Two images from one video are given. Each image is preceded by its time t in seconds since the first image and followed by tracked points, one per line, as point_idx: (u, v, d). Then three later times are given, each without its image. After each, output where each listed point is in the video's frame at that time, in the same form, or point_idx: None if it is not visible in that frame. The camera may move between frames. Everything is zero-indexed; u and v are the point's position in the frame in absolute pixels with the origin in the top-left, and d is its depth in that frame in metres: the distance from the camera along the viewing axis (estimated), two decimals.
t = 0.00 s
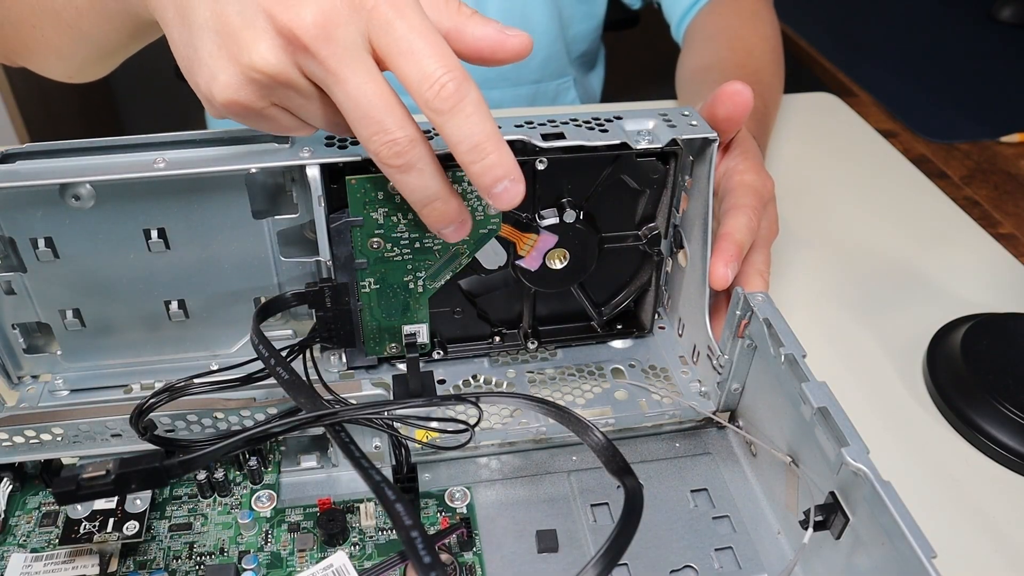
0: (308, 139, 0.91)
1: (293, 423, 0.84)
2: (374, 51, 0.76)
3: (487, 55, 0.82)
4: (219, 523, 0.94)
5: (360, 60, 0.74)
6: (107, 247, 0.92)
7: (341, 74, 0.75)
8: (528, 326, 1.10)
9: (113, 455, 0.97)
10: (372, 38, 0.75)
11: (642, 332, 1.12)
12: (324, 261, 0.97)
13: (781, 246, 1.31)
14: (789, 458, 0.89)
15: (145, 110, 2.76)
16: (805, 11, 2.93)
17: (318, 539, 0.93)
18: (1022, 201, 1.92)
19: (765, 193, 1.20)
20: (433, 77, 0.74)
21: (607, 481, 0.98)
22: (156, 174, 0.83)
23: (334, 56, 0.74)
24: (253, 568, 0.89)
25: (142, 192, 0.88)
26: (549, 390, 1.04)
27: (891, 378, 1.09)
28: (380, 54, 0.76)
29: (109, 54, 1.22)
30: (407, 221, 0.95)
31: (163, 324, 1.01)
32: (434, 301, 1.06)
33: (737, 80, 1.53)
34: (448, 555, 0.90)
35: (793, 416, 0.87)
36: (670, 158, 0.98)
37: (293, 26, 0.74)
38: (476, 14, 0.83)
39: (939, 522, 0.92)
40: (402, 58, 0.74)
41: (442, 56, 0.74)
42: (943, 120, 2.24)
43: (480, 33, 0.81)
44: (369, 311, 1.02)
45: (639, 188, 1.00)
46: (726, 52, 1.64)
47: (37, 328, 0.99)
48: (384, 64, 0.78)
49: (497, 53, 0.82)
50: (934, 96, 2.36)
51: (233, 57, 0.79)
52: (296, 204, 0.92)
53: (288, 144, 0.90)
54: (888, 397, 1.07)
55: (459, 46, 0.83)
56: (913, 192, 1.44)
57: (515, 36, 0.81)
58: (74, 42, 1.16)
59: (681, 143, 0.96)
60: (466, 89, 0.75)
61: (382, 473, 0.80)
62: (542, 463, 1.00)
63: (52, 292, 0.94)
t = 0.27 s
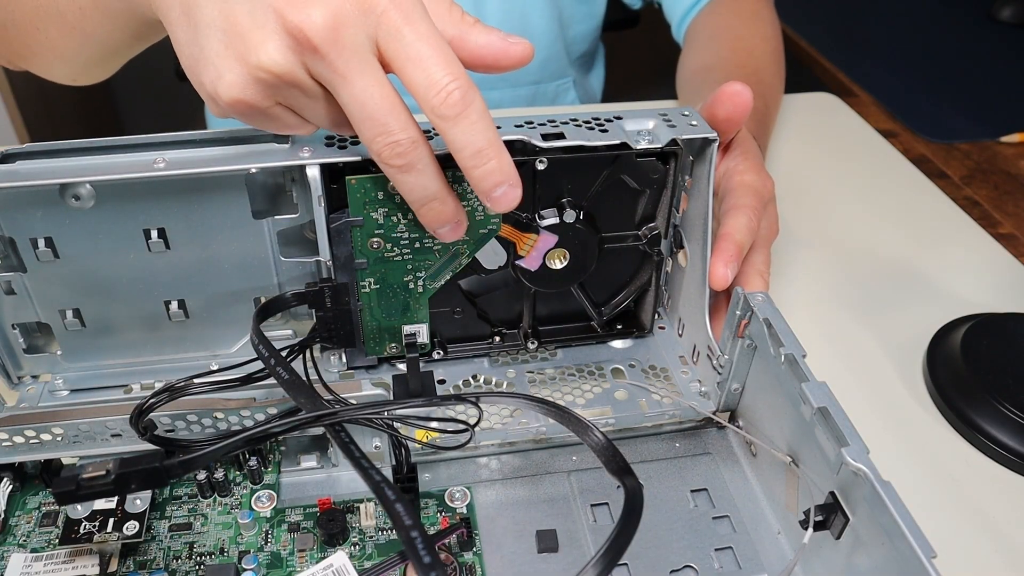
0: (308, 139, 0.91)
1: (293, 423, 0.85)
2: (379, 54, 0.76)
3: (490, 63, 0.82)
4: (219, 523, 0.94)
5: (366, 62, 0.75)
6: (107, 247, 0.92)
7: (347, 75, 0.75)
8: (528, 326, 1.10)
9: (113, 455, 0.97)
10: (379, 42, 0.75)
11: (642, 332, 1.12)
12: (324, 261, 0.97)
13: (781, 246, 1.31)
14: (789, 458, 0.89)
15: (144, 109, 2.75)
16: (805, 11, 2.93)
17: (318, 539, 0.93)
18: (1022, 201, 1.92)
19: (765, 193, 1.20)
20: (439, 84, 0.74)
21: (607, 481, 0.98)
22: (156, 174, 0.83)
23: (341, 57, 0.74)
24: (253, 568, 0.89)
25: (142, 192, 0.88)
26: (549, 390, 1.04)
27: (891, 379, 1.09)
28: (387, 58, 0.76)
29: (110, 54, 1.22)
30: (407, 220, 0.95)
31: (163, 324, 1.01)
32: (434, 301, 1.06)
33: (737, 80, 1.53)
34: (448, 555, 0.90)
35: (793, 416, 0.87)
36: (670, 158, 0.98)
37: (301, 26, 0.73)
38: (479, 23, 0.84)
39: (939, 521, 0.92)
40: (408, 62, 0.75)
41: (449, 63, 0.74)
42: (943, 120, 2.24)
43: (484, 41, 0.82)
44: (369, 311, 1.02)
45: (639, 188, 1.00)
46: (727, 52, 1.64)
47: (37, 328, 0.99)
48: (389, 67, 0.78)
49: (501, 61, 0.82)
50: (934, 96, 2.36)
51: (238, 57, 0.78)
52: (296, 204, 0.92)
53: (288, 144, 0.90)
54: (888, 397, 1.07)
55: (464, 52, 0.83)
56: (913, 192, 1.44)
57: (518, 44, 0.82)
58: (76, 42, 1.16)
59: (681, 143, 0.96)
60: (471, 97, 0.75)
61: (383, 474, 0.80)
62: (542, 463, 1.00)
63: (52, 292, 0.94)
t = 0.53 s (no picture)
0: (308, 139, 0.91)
1: (293, 423, 0.84)
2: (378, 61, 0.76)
3: (489, 68, 0.82)
4: (219, 523, 0.94)
5: (365, 69, 0.75)
6: (107, 247, 0.92)
7: (345, 83, 0.75)
8: (528, 326, 1.10)
9: (113, 455, 0.97)
10: (378, 49, 0.75)
11: (642, 332, 1.12)
12: (324, 261, 0.97)
13: (781, 246, 1.31)
14: (789, 458, 0.89)
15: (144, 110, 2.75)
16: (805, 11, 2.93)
17: (318, 539, 0.93)
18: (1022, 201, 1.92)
19: (765, 193, 1.20)
20: (439, 92, 0.74)
21: (607, 481, 0.98)
22: (156, 174, 0.83)
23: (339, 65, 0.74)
24: (253, 568, 0.89)
25: (142, 192, 0.88)
26: (549, 390, 1.04)
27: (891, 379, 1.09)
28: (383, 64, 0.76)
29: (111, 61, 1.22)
30: (407, 220, 0.95)
31: (163, 324, 1.01)
32: (434, 301, 1.06)
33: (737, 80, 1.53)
34: (448, 555, 0.90)
35: (793, 416, 0.87)
36: (670, 158, 0.98)
37: (299, 35, 0.73)
38: (477, 29, 0.84)
39: (939, 521, 0.92)
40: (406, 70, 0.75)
41: (449, 71, 0.74)
42: (943, 120, 2.24)
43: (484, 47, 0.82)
44: (369, 311, 1.02)
45: (639, 188, 1.00)
46: (727, 53, 1.64)
47: (37, 328, 0.99)
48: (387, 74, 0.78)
49: (500, 68, 0.82)
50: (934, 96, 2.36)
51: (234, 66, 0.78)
52: (296, 204, 0.92)
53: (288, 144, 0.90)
54: (889, 397, 1.07)
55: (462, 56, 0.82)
56: (913, 192, 1.44)
57: (517, 50, 0.81)
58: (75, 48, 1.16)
59: (681, 143, 0.96)
60: (471, 105, 0.75)
61: (382, 474, 0.80)
62: (542, 463, 1.00)
63: (52, 292, 0.94)
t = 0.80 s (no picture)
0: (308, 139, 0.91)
1: (293, 423, 0.84)
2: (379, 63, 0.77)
3: (489, 73, 0.83)
4: (219, 523, 0.94)
5: (366, 70, 0.75)
6: (107, 247, 0.92)
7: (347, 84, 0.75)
8: (528, 326, 1.10)
9: (113, 455, 0.97)
10: (379, 50, 0.75)
11: (642, 332, 1.12)
12: (324, 261, 0.97)
13: (781, 246, 1.31)
14: (789, 458, 0.89)
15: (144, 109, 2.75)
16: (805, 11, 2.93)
17: (318, 539, 0.93)
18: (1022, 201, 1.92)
19: (765, 193, 1.20)
20: (441, 93, 0.74)
21: (607, 481, 0.98)
22: (156, 174, 0.83)
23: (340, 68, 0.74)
24: (253, 568, 0.89)
25: (142, 192, 0.88)
26: (549, 390, 1.04)
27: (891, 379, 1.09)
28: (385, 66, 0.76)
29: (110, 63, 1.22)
30: (407, 220, 0.95)
31: (163, 324, 1.01)
32: (434, 301, 1.06)
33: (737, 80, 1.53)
34: (448, 555, 0.90)
35: (793, 416, 0.87)
36: (670, 158, 0.98)
37: (300, 36, 0.73)
38: (478, 33, 0.84)
39: (939, 521, 0.92)
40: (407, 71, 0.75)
41: (451, 72, 0.74)
42: (943, 120, 2.24)
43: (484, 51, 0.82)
44: (369, 311, 1.02)
45: (639, 188, 1.00)
46: (727, 53, 1.64)
47: (37, 328, 0.99)
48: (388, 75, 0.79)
49: (500, 72, 0.82)
50: (934, 96, 2.36)
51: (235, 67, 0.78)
52: (296, 204, 0.92)
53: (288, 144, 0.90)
54: (889, 398, 1.07)
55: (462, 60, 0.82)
56: (913, 192, 1.44)
57: (518, 54, 0.81)
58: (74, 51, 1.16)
59: (681, 143, 0.96)
60: (473, 106, 0.75)
61: (382, 474, 0.80)
62: (542, 464, 1.00)
63: (52, 292, 0.94)
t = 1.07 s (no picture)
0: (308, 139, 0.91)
1: (293, 423, 0.84)
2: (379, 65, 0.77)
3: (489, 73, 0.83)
4: (219, 523, 0.94)
5: (366, 70, 0.75)
6: (107, 247, 0.92)
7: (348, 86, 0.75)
8: (528, 326, 1.10)
9: (113, 455, 0.97)
10: (379, 50, 0.75)
11: (642, 332, 1.12)
12: (324, 261, 0.97)
13: (781, 246, 1.31)
14: (789, 458, 0.89)
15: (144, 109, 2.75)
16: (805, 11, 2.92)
17: (318, 539, 0.93)
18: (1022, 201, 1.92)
19: (765, 193, 1.20)
20: (442, 94, 0.74)
21: (607, 481, 0.98)
22: (156, 174, 0.83)
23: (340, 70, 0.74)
24: (253, 568, 0.89)
25: (142, 192, 0.88)
26: (549, 390, 1.04)
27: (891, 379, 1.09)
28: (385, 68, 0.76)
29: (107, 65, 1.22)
30: (407, 220, 0.96)
31: (163, 323, 1.01)
32: (434, 301, 1.06)
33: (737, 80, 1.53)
34: (448, 555, 0.90)
35: (793, 416, 0.87)
36: (670, 158, 0.98)
37: (300, 38, 0.73)
38: (478, 33, 0.84)
39: (939, 521, 0.92)
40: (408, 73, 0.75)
41: (451, 73, 0.74)
42: (943, 120, 2.24)
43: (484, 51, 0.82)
44: (369, 311, 1.02)
45: (639, 188, 1.00)
46: (727, 52, 1.64)
47: (37, 328, 0.99)
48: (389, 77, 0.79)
49: (500, 71, 0.82)
50: (934, 96, 2.36)
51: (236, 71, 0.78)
52: (296, 204, 0.92)
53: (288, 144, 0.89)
54: (889, 398, 1.07)
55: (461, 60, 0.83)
56: (913, 192, 1.44)
57: (517, 54, 0.81)
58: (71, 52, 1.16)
59: (681, 143, 0.96)
60: (474, 107, 0.75)
61: (382, 474, 0.80)
62: (542, 463, 1.00)
63: (52, 292, 0.94)
